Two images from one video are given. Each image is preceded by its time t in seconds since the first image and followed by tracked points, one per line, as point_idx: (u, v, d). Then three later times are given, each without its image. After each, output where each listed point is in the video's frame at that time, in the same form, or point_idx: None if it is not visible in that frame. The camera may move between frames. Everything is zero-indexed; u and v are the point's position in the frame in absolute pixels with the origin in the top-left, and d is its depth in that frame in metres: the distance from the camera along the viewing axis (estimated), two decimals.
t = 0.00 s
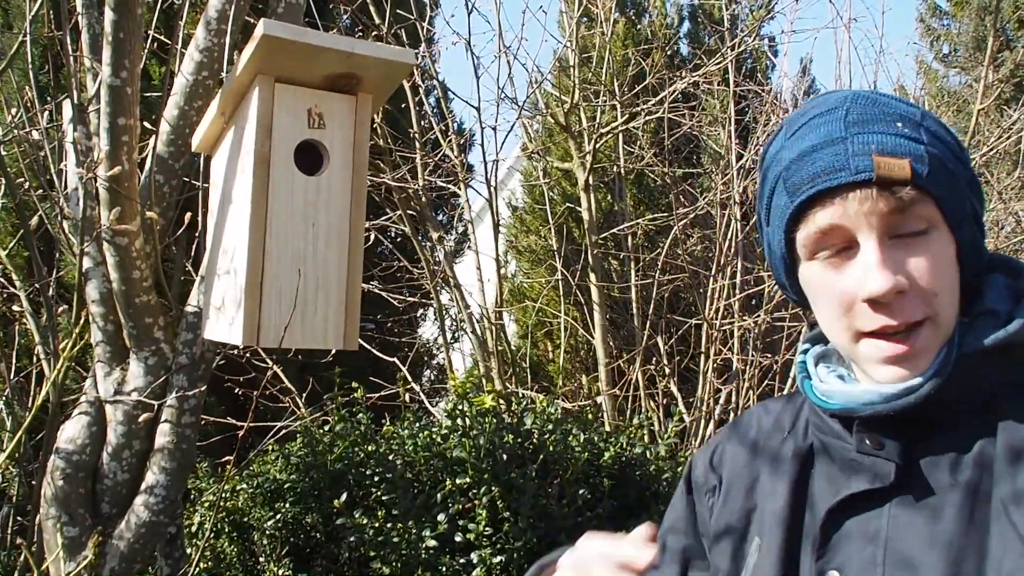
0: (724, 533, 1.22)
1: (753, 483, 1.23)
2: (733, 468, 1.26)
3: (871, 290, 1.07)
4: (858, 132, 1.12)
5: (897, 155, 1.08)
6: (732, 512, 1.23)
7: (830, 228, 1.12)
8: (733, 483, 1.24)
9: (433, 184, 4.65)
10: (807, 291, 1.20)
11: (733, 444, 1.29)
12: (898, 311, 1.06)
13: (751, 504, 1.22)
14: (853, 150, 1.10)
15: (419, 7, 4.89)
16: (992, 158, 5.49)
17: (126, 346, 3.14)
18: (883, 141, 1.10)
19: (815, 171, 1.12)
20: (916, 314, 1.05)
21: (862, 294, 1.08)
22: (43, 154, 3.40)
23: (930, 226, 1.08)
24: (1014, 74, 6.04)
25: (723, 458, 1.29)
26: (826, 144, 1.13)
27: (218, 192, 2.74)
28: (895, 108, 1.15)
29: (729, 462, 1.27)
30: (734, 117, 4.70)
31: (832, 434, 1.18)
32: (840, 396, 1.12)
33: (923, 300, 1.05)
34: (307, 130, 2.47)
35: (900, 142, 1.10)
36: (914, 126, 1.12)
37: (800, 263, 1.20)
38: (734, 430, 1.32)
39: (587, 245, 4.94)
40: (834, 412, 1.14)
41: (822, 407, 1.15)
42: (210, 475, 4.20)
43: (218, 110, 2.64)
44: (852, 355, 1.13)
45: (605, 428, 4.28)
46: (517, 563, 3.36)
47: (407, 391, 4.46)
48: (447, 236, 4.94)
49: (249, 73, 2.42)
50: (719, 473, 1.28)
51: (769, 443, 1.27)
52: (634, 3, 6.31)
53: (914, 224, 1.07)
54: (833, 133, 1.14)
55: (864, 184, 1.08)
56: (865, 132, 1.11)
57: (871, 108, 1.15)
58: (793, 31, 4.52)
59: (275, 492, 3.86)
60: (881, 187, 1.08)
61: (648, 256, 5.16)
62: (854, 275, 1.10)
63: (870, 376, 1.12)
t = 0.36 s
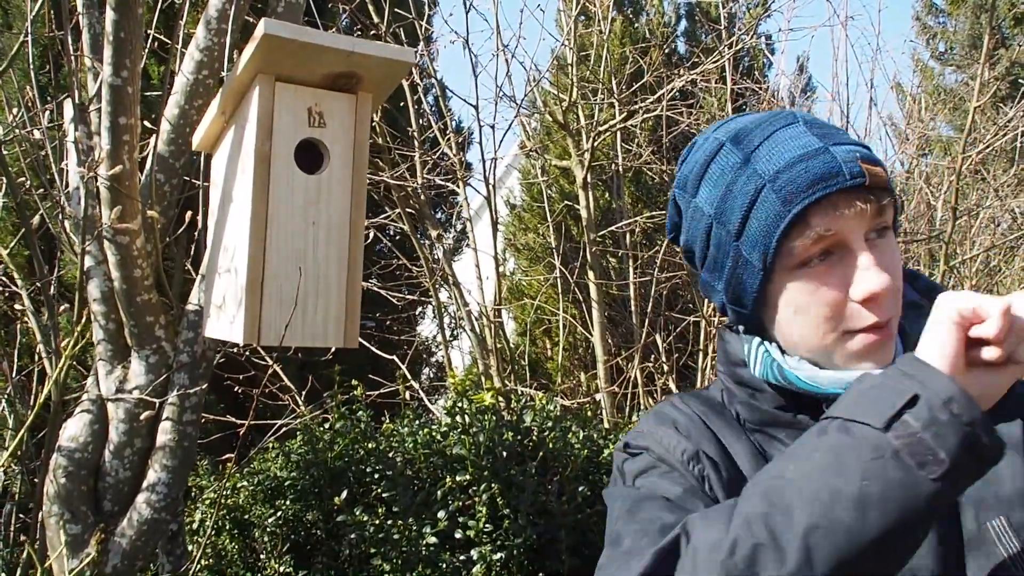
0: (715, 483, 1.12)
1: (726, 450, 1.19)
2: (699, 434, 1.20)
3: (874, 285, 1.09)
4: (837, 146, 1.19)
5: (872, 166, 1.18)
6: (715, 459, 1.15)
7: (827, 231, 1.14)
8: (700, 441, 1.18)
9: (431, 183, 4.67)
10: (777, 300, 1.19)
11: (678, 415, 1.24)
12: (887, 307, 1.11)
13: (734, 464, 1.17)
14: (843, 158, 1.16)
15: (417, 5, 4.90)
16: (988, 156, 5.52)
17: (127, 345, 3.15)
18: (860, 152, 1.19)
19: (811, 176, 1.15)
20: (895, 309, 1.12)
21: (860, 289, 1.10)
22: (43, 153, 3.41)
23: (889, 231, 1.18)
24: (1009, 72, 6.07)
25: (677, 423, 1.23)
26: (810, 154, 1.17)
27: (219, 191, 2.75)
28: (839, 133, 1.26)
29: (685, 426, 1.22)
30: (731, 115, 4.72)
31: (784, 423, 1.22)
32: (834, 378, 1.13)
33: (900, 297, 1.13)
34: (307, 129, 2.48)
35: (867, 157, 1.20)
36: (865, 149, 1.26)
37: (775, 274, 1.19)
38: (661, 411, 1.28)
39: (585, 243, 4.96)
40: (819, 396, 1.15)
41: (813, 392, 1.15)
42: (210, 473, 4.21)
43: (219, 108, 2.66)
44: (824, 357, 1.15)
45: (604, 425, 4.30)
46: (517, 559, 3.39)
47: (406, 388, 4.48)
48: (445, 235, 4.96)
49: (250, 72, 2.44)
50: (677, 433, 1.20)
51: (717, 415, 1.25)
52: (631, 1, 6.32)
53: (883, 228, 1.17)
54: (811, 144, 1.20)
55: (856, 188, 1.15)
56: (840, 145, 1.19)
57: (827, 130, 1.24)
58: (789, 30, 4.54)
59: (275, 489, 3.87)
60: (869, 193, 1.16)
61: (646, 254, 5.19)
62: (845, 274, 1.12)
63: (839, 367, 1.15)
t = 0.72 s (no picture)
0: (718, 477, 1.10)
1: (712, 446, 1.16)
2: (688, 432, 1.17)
3: (831, 298, 1.15)
4: (802, 158, 1.20)
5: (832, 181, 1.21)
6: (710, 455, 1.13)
7: (793, 244, 1.16)
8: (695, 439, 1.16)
9: (430, 180, 4.67)
10: (733, 304, 1.21)
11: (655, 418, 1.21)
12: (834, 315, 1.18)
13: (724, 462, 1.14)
14: (808, 169, 1.17)
15: (415, 3, 4.89)
16: (986, 153, 5.52)
17: (126, 343, 3.14)
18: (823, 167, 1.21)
19: (783, 189, 1.15)
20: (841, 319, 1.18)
21: (816, 301, 1.15)
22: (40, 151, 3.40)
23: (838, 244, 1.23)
24: (1007, 69, 6.07)
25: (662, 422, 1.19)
26: (780, 165, 1.18)
27: (217, 189, 2.75)
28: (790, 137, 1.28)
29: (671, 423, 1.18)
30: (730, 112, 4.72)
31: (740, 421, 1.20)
32: (795, 378, 1.15)
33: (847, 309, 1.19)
34: (304, 127, 2.47)
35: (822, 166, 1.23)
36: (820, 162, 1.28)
37: (735, 279, 1.20)
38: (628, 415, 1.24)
39: (584, 241, 4.96)
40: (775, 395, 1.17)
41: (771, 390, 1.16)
42: (208, 472, 4.20)
43: (216, 106, 2.65)
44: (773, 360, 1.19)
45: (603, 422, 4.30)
46: (517, 558, 3.38)
47: (405, 387, 4.48)
48: (444, 232, 4.96)
49: (247, 70, 2.43)
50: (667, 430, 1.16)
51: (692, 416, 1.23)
52: None
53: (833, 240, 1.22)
54: (780, 155, 1.19)
55: (820, 203, 1.17)
56: (801, 155, 1.21)
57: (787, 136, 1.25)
58: (788, 27, 4.53)
59: (274, 488, 3.87)
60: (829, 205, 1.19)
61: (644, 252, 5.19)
62: (804, 285, 1.16)
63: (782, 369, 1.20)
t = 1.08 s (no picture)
0: (669, 508, 1.10)
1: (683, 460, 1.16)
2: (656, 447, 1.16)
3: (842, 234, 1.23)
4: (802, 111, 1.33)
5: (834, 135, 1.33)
6: (669, 475, 1.12)
7: (796, 180, 1.27)
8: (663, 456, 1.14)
9: (426, 180, 4.66)
10: (747, 247, 1.30)
11: (630, 424, 1.20)
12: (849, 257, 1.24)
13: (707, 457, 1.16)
14: (809, 118, 1.31)
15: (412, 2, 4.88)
16: (983, 152, 5.52)
17: (121, 344, 3.13)
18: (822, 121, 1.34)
19: (786, 127, 1.28)
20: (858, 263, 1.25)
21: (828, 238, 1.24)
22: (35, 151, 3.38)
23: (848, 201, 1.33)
24: (1005, 68, 6.07)
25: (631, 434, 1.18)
26: (785, 112, 1.31)
27: (213, 190, 2.74)
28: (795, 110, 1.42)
29: (637, 437, 1.17)
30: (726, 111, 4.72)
31: (757, 407, 1.23)
32: (818, 348, 1.20)
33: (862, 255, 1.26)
34: (301, 127, 2.46)
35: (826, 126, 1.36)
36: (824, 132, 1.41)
37: (748, 220, 1.29)
38: (614, 414, 1.23)
39: (582, 240, 4.95)
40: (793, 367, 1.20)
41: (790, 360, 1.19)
42: (205, 472, 4.19)
43: (212, 106, 2.64)
44: (795, 307, 1.25)
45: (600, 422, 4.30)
46: (514, 560, 3.35)
47: (402, 387, 4.47)
48: (441, 232, 4.95)
49: (242, 69, 2.42)
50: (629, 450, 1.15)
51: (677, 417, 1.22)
52: None
53: (842, 194, 1.31)
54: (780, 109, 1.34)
55: (821, 145, 1.29)
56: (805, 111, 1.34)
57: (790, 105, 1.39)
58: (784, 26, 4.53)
59: (271, 489, 3.86)
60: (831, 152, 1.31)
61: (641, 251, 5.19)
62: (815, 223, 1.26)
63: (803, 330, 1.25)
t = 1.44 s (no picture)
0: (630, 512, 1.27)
1: (658, 468, 1.29)
2: (634, 454, 1.30)
3: (793, 237, 1.26)
4: (800, 105, 1.36)
5: (833, 128, 1.32)
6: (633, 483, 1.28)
7: (762, 180, 1.33)
8: (637, 467, 1.29)
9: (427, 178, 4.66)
10: (724, 243, 1.39)
11: (624, 428, 1.34)
12: (813, 259, 1.26)
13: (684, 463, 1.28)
14: (798, 114, 1.34)
15: None
16: (984, 149, 5.51)
17: (122, 341, 3.13)
18: (822, 113, 1.34)
19: (760, 125, 1.35)
20: (827, 266, 1.26)
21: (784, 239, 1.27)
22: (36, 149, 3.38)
23: (849, 198, 1.30)
24: (1006, 66, 6.07)
25: (618, 439, 1.34)
26: (775, 109, 1.36)
27: (213, 187, 2.74)
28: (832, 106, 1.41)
29: (620, 445, 1.33)
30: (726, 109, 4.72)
31: (759, 409, 1.28)
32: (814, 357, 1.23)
33: (836, 258, 1.26)
34: (302, 123, 2.46)
35: (839, 120, 1.35)
36: (851, 122, 1.37)
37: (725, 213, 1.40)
38: (621, 411, 1.38)
39: (582, 238, 4.95)
40: (789, 373, 1.25)
41: (785, 368, 1.24)
42: (206, 469, 4.20)
43: (212, 104, 2.64)
44: (762, 307, 1.31)
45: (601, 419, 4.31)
46: (514, 556, 3.39)
47: (402, 385, 4.47)
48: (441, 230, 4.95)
49: (243, 66, 2.42)
50: (608, 458, 1.32)
51: (669, 418, 1.33)
52: None
53: (835, 193, 1.30)
54: (780, 103, 1.37)
55: (801, 141, 1.32)
56: (807, 106, 1.35)
57: (813, 97, 1.39)
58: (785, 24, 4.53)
59: (271, 486, 3.86)
60: (817, 147, 1.31)
61: (642, 249, 5.19)
62: (778, 223, 1.30)
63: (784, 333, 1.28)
